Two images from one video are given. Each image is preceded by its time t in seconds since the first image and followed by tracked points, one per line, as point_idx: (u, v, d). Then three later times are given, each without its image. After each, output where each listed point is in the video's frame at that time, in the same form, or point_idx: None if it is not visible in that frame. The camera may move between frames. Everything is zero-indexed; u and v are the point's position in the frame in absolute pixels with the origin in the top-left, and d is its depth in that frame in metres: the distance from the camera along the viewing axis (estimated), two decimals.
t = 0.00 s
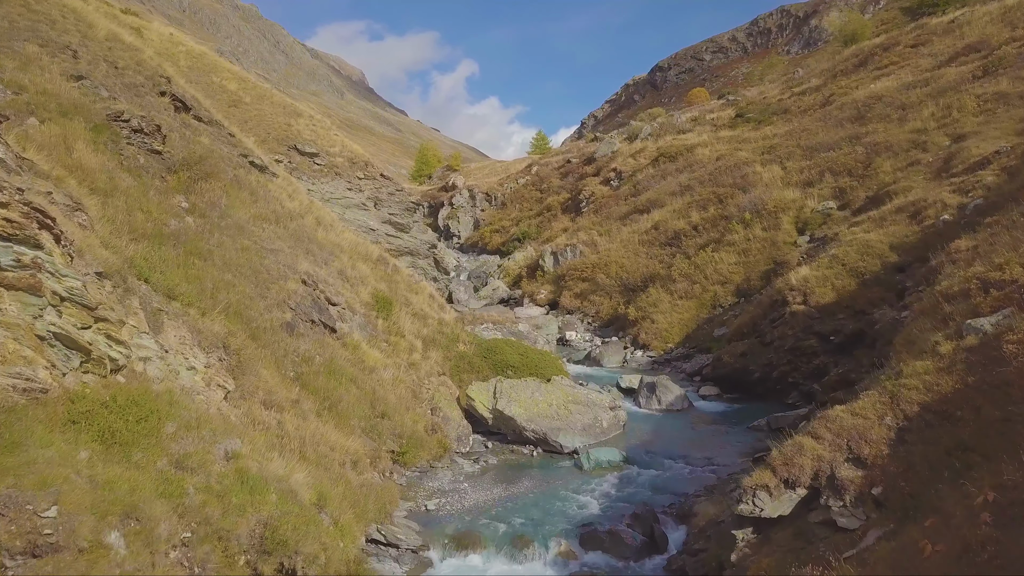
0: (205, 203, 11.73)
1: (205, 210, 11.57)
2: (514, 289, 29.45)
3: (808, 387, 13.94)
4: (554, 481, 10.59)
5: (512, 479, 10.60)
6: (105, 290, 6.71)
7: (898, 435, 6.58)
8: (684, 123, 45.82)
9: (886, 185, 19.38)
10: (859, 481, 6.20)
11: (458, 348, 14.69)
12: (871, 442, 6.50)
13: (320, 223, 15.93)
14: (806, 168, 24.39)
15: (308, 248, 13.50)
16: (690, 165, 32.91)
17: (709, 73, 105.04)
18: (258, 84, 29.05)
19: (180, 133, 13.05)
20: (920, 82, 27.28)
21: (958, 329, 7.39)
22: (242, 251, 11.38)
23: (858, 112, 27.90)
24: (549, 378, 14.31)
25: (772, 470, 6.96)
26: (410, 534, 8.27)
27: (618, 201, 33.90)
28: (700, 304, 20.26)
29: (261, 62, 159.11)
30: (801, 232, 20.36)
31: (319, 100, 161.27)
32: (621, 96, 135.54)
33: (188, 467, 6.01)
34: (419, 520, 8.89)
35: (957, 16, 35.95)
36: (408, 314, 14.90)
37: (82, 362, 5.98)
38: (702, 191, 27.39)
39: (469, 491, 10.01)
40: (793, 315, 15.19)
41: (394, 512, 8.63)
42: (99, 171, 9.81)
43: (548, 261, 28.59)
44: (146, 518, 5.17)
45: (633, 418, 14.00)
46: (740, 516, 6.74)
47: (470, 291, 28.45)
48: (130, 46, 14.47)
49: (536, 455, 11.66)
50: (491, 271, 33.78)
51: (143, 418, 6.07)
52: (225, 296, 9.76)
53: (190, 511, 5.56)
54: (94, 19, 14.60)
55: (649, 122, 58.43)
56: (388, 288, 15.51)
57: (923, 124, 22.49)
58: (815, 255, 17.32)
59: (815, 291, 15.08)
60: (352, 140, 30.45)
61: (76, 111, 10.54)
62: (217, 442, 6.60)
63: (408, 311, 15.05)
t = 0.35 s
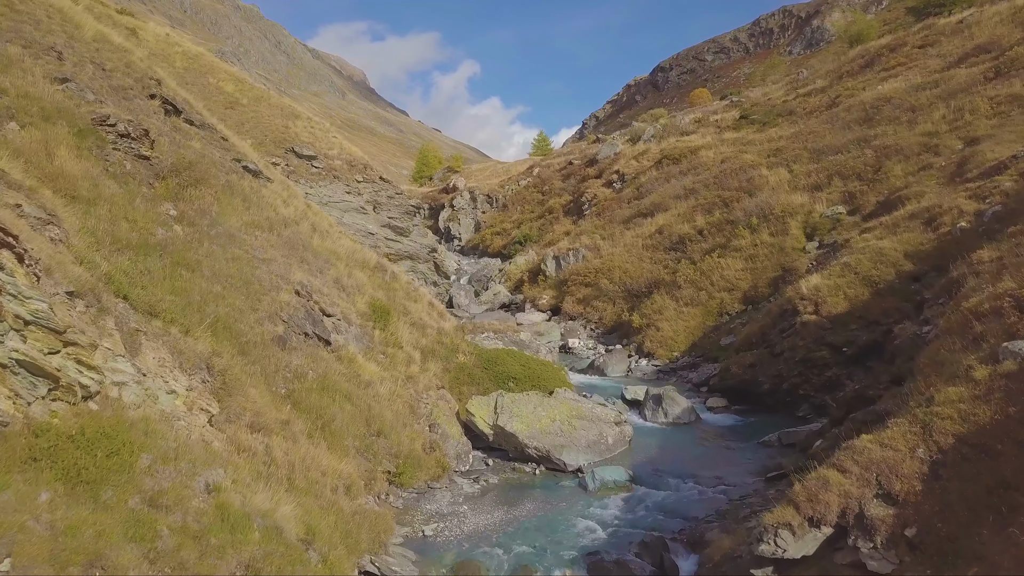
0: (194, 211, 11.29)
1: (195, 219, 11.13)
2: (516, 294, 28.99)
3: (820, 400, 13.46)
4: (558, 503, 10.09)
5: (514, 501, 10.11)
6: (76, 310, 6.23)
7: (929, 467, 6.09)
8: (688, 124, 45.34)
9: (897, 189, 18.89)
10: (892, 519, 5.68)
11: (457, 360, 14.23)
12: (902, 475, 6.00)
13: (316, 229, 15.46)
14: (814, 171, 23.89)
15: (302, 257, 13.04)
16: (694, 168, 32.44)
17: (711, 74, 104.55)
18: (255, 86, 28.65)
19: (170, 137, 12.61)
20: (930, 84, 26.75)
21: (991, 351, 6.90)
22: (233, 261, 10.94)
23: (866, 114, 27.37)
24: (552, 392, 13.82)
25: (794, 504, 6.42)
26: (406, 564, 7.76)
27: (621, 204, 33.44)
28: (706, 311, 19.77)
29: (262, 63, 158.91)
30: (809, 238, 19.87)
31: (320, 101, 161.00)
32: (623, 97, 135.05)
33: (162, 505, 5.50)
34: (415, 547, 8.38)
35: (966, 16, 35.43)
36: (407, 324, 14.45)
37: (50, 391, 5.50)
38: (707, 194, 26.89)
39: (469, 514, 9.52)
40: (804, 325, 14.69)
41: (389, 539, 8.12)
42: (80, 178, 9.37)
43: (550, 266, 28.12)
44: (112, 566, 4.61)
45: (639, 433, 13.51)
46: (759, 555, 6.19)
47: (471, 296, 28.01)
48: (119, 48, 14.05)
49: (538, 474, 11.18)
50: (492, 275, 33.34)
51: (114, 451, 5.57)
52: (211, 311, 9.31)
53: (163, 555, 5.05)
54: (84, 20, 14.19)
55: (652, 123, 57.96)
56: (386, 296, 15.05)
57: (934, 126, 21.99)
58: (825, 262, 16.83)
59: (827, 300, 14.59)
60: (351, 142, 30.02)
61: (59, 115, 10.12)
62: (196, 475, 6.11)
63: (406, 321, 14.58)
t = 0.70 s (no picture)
0: (180, 221, 10.78)
1: (181, 229, 10.62)
2: (517, 299, 28.52)
3: (834, 417, 12.90)
4: (562, 530, 9.53)
5: (516, 528, 9.55)
6: (37, 338, 5.70)
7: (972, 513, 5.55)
8: (691, 126, 44.78)
9: (910, 195, 18.32)
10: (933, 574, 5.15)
11: (457, 373, 13.70)
12: (943, 523, 5.47)
13: (310, 237, 14.96)
14: (823, 175, 23.32)
15: (294, 267, 12.53)
16: (698, 171, 31.90)
17: (713, 74, 104.00)
18: (252, 87, 28.15)
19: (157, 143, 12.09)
20: (940, 86, 26.16)
21: None
22: (220, 274, 10.42)
23: (875, 116, 26.80)
24: (554, 408, 13.30)
25: (822, 552, 5.86)
26: None
27: (624, 207, 32.92)
28: (713, 320, 19.23)
29: (263, 63, 158.94)
30: (819, 245, 19.34)
31: (321, 101, 160.66)
32: (625, 97, 134.52)
33: (126, 557, 4.90)
34: None
35: (975, 17, 34.86)
36: (404, 335, 13.93)
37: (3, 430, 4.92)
38: (712, 198, 26.35)
39: (468, 544, 8.92)
40: (816, 337, 14.14)
41: None
42: (57, 188, 8.85)
43: (552, 271, 27.60)
44: None
45: (645, 450, 12.97)
46: None
47: (471, 302, 27.54)
48: (106, 50, 13.55)
49: (541, 497, 10.63)
50: (493, 280, 32.87)
51: (73, 499, 5.01)
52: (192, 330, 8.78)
53: None
54: (69, 21, 13.69)
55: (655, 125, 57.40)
56: (383, 307, 14.54)
57: (947, 130, 21.40)
58: (837, 271, 16.29)
59: (841, 312, 14.03)
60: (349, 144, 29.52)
61: (37, 120, 9.61)
62: (168, 519, 5.54)
63: (404, 332, 14.07)
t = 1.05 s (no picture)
0: (167, 230, 10.33)
1: (167, 239, 10.17)
2: (518, 304, 28.07)
3: (848, 433, 12.40)
4: (566, 557, 9.04)
5: (518, 554, 9.05)
6: None
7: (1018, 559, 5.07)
8: (695, 127, 44.31)
9: (923, 200, 17.82)
10: None
11: (456, 386, 13.24)
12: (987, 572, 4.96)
13: (305, 244, 14.50)
14: (831, 179, 22.81)
15: (287, 277, 12.06)
16: (702, 174, 31.44)
17: (715, 75, 103.51)
18: (249, 89, 27.77)
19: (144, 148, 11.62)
20: (950, 88, 25.64)
21: None
22: (208, 287, 9.96)
23: (883, 119, 26.28)
24: (557, 423, 12.83)
25: None
26: None
27: (627, 210, 32.50)
28: (720, 328, 18.73)
29: (264, 63, 158.76)
30: (828, 251, 18.85)
31: (322, 102, 160.38)
32: (626, 98, 134.08)
33: None
34: None
35: (984, 17, 34.36)
36: (402, 347, 13.47)
37: None
38: (718, 202, 25.85)
39: (467, 573, 8.42)
40: (828, 349, 13.63)
41: None
42: (33, 197, 8.41)
43: (554, 276, 27.17)
44: None
45: (651, 468, 12.48)
46: None
47: (472, 307, 27.14)
48: (93, 52, 13.12)
49: (544, 519, 10.15)
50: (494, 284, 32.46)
51: (29, 549, 4.39)
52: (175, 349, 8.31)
53: None
54: (55, 22, 13.26)
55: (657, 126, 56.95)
56: (381, 316, 14.09)
57: (959, 132, 20.90)
58: (848, 280, 15.80)
59: (854, 323, 13.55)
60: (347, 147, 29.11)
61: (16, 126, 9.18)
62: (139, 565, 4.95)
63: (401, 343, 13.59)
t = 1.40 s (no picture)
0: (153, 240, 9.89)
1: (153, 250, 9.72)
2: (520, 309, 27.62)
3: (863, 450, 11.90)
4: None
5: None
6: None
7: None
8: (698, 129, 43.85)
9: (936, 205, 17.34)
10: None
11: (456, 400, 12.78)
12: None
13: (300, 252, 14.04)
14: (839, 183, 22.32)
15: (279, 287, 11.60)
16: (706, 177, 30.99)
17: (717, 75, 103.01)
18: (246, 90, 27.38)
19: (131, 153, 11.17)
20: (960, 89, 25.13)
21: None
22: (195, 300, 9.52)
23: (892, 121, 25.77)
24: (560, 439, 12.35)
25: None
26: None
27: (630, 213, 32.06)
28: (727, 337, 18.26)
29: (264, 63, 158.47)
30: (837, 258, 18.37)
31: (322, 102, 160.02)
32: (627, 98, 133.58)
33: None
34: None
35: (993, 18, 33.87)
36: (399, 359, 13.02)
37: None
38: (723, 206, 25.37)
39: None
40: (842, 362, 13.12)
41: None
42: (7, 207, 7.95)
43: (556, 281, 26.71)
44: None
45: (658, 486, 11.99)
46: None
47: (472, 312, 26.78)
48: (80, 54, 12.69)
49: (547, 543, 9.66)
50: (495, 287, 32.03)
51: None
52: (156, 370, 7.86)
53: None
54: (40, 22, 12.83)
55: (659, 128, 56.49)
56: (378, 327, 13.64)
57: (971, 135, 20.41)
58: (860, 289, 15.31)
59: (868, 335, 13.06)
60: (345, 149, 28.69)
61: None
62: None
63: (399, 355, 13.12)
